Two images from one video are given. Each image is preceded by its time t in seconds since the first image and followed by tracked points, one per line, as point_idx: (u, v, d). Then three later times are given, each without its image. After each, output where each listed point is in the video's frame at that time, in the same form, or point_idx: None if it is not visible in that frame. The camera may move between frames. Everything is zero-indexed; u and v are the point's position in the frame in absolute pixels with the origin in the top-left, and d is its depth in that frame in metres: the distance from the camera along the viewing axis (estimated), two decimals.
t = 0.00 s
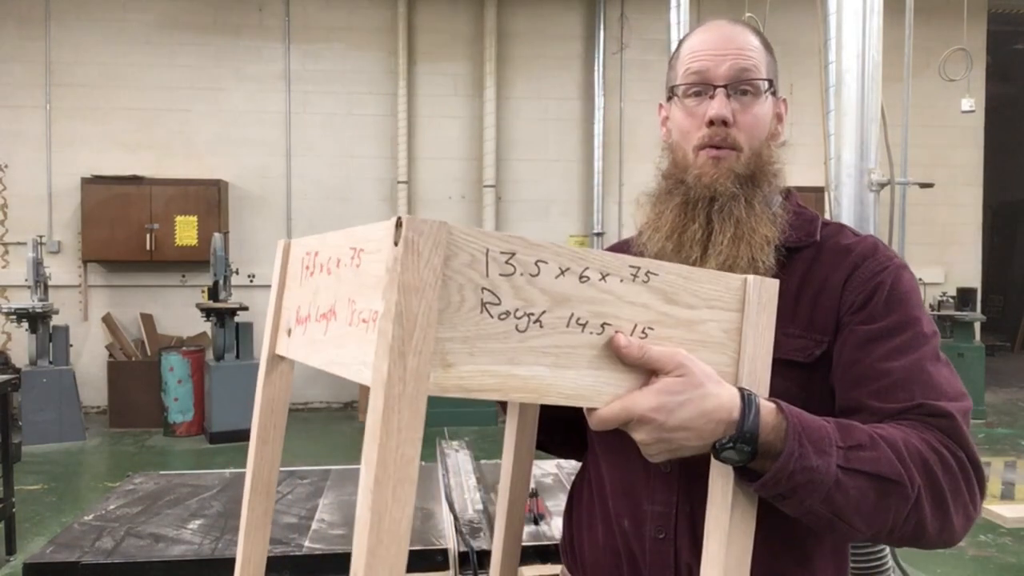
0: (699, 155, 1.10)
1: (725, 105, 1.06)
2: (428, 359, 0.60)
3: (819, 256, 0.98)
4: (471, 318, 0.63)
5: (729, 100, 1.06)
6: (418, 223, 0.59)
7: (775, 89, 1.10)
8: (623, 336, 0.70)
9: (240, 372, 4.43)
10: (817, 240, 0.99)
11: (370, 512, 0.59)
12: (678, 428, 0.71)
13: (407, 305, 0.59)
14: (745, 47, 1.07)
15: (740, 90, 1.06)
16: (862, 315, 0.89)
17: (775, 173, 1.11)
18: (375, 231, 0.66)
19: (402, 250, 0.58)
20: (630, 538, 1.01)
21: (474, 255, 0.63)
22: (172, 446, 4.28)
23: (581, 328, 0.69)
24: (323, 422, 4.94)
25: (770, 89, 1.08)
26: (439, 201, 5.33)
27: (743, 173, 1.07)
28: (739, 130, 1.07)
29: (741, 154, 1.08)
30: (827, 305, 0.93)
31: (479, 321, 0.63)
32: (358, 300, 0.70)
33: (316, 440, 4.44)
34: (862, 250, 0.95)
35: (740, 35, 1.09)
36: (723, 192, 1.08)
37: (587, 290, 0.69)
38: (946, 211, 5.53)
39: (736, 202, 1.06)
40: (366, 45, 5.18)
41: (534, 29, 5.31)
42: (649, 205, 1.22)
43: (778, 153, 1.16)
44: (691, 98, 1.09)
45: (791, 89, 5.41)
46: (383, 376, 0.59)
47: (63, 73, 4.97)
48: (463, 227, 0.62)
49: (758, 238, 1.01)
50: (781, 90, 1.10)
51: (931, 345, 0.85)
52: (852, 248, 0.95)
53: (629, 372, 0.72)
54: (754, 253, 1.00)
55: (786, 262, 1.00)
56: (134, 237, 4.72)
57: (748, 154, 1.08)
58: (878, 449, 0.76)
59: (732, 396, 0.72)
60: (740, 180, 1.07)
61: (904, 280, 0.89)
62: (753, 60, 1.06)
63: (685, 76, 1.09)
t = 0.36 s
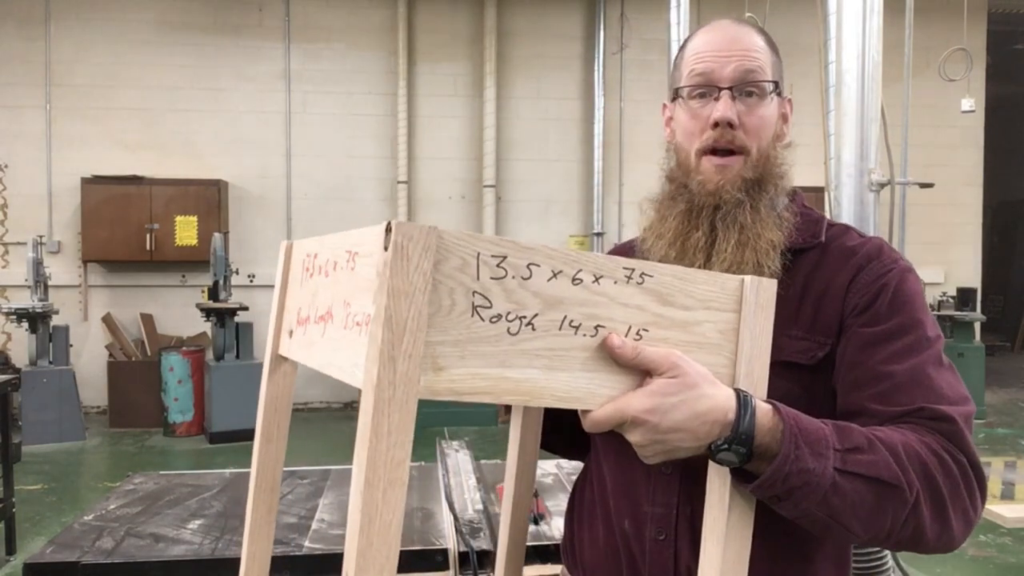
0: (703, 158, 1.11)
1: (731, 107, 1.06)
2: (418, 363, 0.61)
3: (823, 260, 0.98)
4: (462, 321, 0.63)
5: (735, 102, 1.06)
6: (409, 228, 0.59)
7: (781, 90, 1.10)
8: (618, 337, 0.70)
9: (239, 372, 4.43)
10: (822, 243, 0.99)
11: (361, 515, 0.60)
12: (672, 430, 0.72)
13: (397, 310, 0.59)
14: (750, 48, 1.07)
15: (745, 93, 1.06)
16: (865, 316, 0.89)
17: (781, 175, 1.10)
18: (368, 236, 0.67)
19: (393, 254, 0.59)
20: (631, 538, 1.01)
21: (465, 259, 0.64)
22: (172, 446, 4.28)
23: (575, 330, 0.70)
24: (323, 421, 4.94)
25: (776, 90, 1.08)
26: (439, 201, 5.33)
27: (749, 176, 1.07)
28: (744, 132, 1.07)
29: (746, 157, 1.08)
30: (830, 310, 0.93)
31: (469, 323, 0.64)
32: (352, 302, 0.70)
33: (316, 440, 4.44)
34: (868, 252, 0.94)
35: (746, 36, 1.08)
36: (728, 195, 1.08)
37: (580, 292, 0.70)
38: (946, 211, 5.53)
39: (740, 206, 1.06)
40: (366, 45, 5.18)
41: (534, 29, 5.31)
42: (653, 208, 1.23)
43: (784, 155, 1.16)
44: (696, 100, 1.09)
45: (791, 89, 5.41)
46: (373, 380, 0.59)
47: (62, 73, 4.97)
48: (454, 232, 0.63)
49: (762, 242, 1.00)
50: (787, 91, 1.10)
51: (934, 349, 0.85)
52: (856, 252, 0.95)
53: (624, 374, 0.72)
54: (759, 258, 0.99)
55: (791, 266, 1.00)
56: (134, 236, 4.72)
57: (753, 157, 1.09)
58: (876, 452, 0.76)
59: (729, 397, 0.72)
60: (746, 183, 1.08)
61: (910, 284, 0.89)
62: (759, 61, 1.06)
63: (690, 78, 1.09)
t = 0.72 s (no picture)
0: (701, 156, 1.11)
1: (727, 106, 1.06)
2: (382, 475, 0.51)
3: (819, 259, 0.98)
4: (434, 432, 0.51)
5: (731, 101, 1.06)
6: (375, 343, 0.47)
7: (779, 88, 1.09)
8: (598, 430, 0.54)
9: (239, 372, 4.43)
10: (818, 242, 1.00)
11: None
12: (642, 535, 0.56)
13: (357, 423, 0.49)
14: (746, 46, 1.07)
15: (743, 91, 1.06)
16: (861, 322, 0.87)
17: (780, 172, 1.11)
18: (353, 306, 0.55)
19: (356, 365, 0.47)
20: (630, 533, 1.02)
21: (439, 368, 0.49)
22: (172, 447, 4.28)
23: (551, 429, 0.53)
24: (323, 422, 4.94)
25: (774, 88, 1.08)
26: (439, 201, 5.33)
27: (747, 173, 1.08)
28: (741, 129, 1.07)
29: (745, 154, 1.09)
30: (824, 307, 0.93)
31: (444, 436, 0.51)
32: (330, 361, 0.59)
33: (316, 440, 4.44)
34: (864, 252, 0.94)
35: (743, 34, 1.08)
36: (726, 191, 1.09)
37: (584, 392, 0.53)
38: (946, 211, 5.54)
39: (739, 202, 1.07)
40: (367, 45, 5.18)
41: (534, 30, 5.31)
42: (651, 203, 1.24)
43: (783, 152, 1.17)
44: (693, 99, 1.09)
45: (791, 90, 5.42)
46: (333, 482, 0.51)
47: (62, 73, 4.97)
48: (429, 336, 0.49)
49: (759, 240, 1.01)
50: (785, 89, 1.10)
51: (930, 359, 0.82)
52: (851, 253, 0.95)
53: (594, 467, 0.56)
54: (755, 254, 1.00)
55: (787, 263, 1.01)
56: (134, 237, 4.72)
57: (751, 154, 1.09)
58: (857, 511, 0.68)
59: (706, 491, 0.56)
60: (744, 180, 1.08)
61: (907, 285, 0.88)
62: (756, 59, 1.06)
63: (687, 77, 1.09)
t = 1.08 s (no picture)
0: (701, 156, 1.11)
1: (727, 106, 1.06)
2: (376, 560, 0.59)
3: (819, 261, 0.98)
4: (427, 520, 0.60)
5: (731, 101, 1.06)
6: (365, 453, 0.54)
7: (779, 87, 1.09)
8: (591, 505, 0.64)
9: (240, 372, 4.43)
10: (818, 244, 0.99)
11: None
12: None
13: (354, 521, 0.57)
14: (746, 46, 1.07)
15: (742, 91, 1.06)
16: (858, 332, 0.87)
17: (780, 173, 1.11)
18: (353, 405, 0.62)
19: (347, 470, 0.54)
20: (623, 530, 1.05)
21: (430, 462, 0.57)
22: (172, 447, 4.28)
23: (541, 505, 0.64)
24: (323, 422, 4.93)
25: (773, 88, 1.08)
26: (439, 201, 5.33)
27: (748, 174, 1.08)
28: (742, 130, 1.07)
29: (746, 156, 1.09)
30: (822, 312, 0.94)
31: (436, 518, 0.60)
32: (329, 442, 0.67)
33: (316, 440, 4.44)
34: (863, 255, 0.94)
35: (743, 34, 1.08)
36: (727, 192, 1.09)
37: (572, 471, 0.63)
38: (946, 211, 5.53)
39: (740, 204, 1.09)
40: (367, 45, 5.18)
41: (534, 29, 5.31)
42: (651, 206, 1.24)
43: (783, 152, 1.17)
44: (692, 99, 1.09)
45: (791, 89, 5.41)
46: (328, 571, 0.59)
47: (63, 74, 4.97)
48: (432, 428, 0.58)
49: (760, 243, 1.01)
50: (786, 89, 1.09)
51: (926, 373, 0.83)
52: (850, 255, 0.95)
53: (589, 535, 0.67)
54: (757, 256, 1.00)
55: (787, 266, 1.00)
56: (134, 237, 4.72)
57: (752, 154, 1.09)
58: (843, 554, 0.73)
59: (695, 558, 0.68)
60: (745, 181, 1.09)
61: (906, 289, 0.88)
62: (756, 59, 1.06)
63: (686, 78, 1.09)
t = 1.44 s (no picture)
0: (698, 155, 1.11)
1: (724, 105, 1.05)
2: None
3: (815, 260, 0.98)
4: (419, 559, 0.61)
5: (728, 100, 1.06)
6: (338, 505, 0.55)
7: (776, 88, 1.09)
8: (590, 531, 0.65)
9: (240, 372, 4.43)
10: (814, 244, 0.99)
11: None
12: None
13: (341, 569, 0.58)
14: (744, 46, 1.07)
15: (739, 90, 1.06)
16: (854, 334, 0.87)
17: (776, 172, 1.11)
18: (339, 454, 0.63)
19: (328, 524, 0.56)
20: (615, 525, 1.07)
21: (413, 506, 0.58)
22: (172, 447, 4.28)
23: (532, 535, 0.64)
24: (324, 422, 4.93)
25: (771, 87, 1.08)
26: (439, 201, 5.33)
27: (745, 173, 1.08)
28: (738, 129, 1.07)
29: (742, 154, 1.09)
30: (816, 312, 0.94)
31: (427, 556, 0.61)
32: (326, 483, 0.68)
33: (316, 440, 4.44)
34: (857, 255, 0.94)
35: (740, 33, 1.08)
36: (723, 191, 1.10)
37: (562, 503, 0.63)
38: (947, 211, 5.53)
39: (735, 202, 1.09)
40: (367, 45, 5.18)
41: (534, 29, 5.31)
42: (646, 204, 1.24)
43: (780, 151, 1.17)
44: (690, 98, 1.09)
45: (791, 89, 5.41)
46: None
47: (63, 74, 4.97)
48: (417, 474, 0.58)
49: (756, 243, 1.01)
50: (782, 89, 1.09)
51: (923, 375, 0.83)
52: (846, 255, 0.95)
53: (590, 561, 0.68)
54: (752, 255, 1.01)
55: (784, 265, 1.00)
56: (134, 237, 4.72)
57: (748, 153, 1.09)
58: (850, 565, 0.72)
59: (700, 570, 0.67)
60: (741, 179, 1.09)
61: (901, 290, 0.88)
62: (754, 59, 1.06)
63: (684, 77, 1.09)
